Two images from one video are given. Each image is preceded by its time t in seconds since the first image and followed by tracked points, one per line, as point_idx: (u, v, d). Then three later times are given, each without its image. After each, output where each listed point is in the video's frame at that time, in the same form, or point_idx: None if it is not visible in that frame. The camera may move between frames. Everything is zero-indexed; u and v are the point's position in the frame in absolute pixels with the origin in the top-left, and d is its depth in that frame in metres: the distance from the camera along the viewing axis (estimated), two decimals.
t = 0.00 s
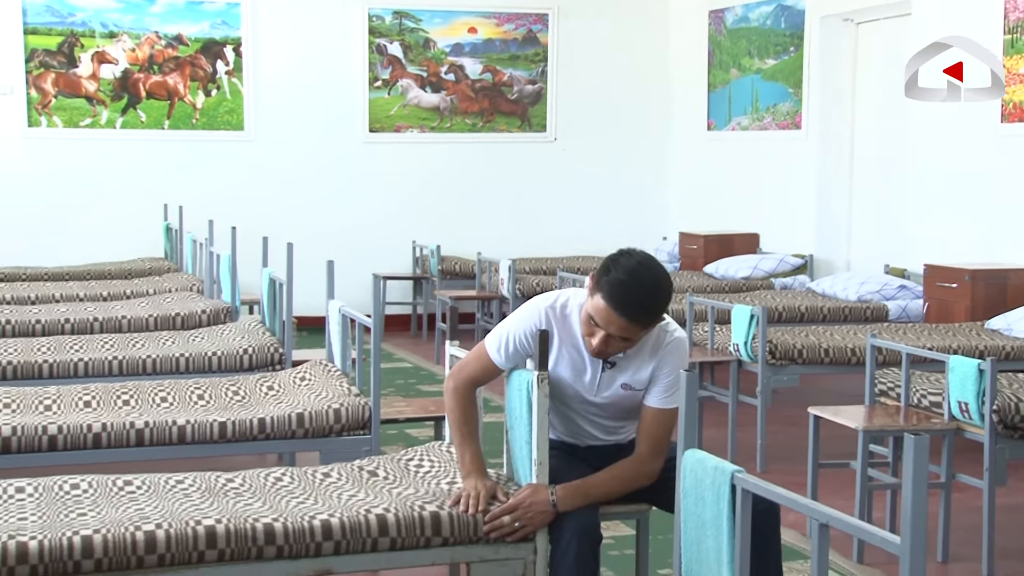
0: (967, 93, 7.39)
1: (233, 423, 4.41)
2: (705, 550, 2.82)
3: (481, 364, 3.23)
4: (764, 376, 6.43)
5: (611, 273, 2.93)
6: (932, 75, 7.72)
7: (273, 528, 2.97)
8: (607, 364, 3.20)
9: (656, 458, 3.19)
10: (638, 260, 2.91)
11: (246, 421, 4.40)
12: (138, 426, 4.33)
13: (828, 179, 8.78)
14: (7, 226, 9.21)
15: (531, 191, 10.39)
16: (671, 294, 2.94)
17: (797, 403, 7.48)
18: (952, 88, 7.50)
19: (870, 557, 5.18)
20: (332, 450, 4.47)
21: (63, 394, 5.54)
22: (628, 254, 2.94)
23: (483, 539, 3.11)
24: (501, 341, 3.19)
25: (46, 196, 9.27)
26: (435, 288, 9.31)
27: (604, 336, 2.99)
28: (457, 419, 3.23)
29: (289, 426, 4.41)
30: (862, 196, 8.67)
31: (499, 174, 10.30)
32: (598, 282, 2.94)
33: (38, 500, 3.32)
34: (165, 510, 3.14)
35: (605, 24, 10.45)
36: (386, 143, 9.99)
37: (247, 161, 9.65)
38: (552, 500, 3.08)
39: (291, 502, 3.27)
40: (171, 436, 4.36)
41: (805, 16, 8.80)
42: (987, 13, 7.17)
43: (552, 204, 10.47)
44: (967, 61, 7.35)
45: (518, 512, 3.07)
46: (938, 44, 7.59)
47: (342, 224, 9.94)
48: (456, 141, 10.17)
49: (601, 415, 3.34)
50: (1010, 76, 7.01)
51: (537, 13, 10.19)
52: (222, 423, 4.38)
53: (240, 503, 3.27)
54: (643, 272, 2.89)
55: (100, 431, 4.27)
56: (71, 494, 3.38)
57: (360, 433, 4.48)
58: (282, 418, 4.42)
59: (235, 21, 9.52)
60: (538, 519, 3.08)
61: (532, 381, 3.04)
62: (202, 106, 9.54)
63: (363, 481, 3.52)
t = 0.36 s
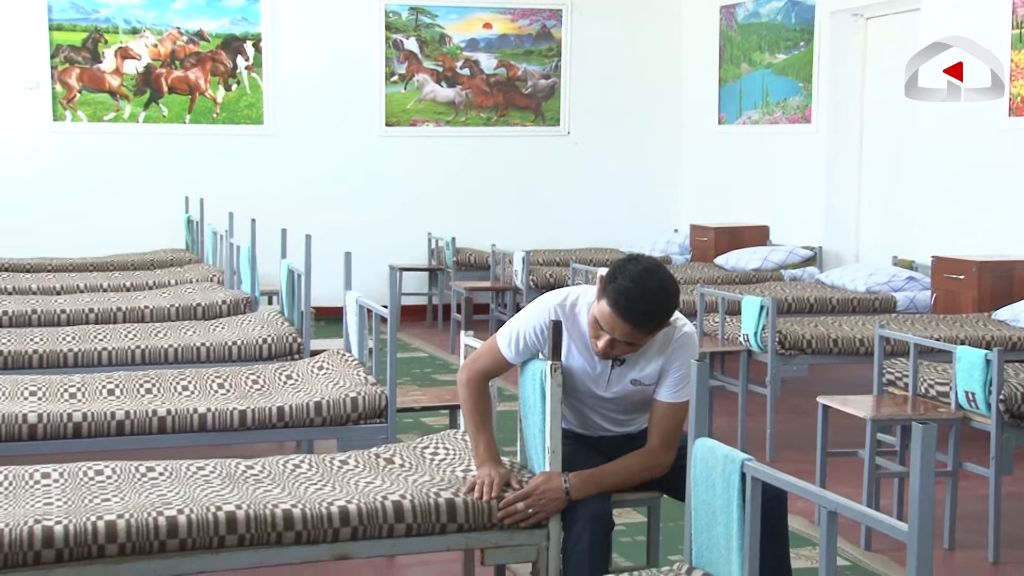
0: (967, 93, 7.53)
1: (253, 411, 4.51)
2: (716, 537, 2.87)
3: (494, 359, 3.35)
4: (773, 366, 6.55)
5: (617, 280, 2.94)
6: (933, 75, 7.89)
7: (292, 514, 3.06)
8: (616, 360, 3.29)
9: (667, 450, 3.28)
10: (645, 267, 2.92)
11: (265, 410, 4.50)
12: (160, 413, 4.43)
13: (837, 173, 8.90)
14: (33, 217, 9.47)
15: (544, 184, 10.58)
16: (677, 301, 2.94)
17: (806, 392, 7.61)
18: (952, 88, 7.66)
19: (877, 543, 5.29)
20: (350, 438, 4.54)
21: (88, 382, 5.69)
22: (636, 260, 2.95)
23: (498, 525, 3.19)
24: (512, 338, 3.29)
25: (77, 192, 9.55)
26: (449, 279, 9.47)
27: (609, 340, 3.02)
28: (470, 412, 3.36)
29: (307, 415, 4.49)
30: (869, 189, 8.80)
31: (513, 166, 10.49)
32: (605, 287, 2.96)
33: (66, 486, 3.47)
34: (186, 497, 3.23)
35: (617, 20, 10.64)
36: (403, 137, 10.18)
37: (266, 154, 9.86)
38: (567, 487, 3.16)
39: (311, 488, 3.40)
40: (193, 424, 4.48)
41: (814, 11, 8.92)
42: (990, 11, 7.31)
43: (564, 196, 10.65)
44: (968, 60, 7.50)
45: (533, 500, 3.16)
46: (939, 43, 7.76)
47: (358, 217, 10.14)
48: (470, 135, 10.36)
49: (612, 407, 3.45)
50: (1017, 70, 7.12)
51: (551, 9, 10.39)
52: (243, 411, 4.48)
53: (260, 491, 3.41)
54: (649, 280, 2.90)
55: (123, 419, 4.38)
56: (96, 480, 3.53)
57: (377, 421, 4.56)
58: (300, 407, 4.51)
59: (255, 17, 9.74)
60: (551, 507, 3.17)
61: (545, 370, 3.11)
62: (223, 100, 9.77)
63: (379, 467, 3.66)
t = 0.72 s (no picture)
0: (966, 93, 7.69)
1: (271, 401, 4.61)
2: (724, 527, 2.82)
3: (508, 352, 3.38)
4: (782, 359, 6.66)
5: (624, 270, 2.97)
6: (932, 75, 8.07)
7: (309, 503, 3.11)
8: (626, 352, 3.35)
9: (676, 440, 3.33)
10: (652, 258, 2.95)
11: (284, 400, 4.60)
12: (180, 404, 4.52)
13: (845, 168, 9.01)
14: (54, 212, 9.68)
15: (557, 179, 10.79)
16: (683, 293, 2.97)
17: (814, 384, 7.74)
18: (953, 88, 7.82)
19: (884, 533, 5.36)
20: (365, 429, 4.62)
21: (109, 372, 5.81)
22: (643, 252, 2.97)
23: (511, 514, 3.25)
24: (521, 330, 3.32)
25: (100, 190, 9.76)
26: (463, 273, 9.63)
27: (616, 330, 3.04)
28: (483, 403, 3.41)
29: (324, 406, 4.59)
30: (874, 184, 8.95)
31: (526, 162, 10.70)
32: (612, 277, 2.98)
33: (91, 474, 3.59)
34: (205, 485, 3.29)
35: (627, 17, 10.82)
36: (418, 133, 10.40)
37: (285, 150, 10.07)
38: (579, 477, 3.22)
39: (326, 477, 3.51)
40: (213, 414, 4.57)
41: (822, 9, 9.02)
42: (991, 11, 7.45)
43: (579, 192, 10.89)
44: (967, 61, 7.67)
45: (545, 490, 3.21)
46: (939, 43, 7.93)
47: (374, 213, 10.36)
48: (484, 131, 10.57)
49: (622, 398, 3.50)
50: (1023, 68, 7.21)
51: (563, 7, 10.57)
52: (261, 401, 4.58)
53: (277, 480, 3.52)
54: (656, 271, 2.93)
55: (145, 409, 4.47)
56: (118, 470, 3.64)
57: (391, 412, 4.62)
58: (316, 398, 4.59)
59: (273, 16, 9.93)
60: (562, 497, 3.23)
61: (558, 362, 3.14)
62: (241, 98, 9.97)
63: (394, 458, 3.78)
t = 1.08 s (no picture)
0: (968, 93, 7.83)
1: (287, 393, 4.68)
2: (732, 517, 2.84)
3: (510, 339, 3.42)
4: (788, 352, 6.77)
5: (635, 261, 3.08)
6: (931, 75, 8.29)
7: (323, 493, 3.14)
8: (635, 344, 3.40)
9: (683, 429, 3.37)
10: (662, 250, 3.06)
11: (299, 392, 4.66)
12: (198, 396, 4.59)
13: (850, 165, 9.12)
14: (74, 207, 9.85)
15: (567, 176, 10.96)
16: (691, 284, 3.09)
17: (820, 377, 7.88)
18: (952, 89, 8.00)
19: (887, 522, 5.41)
20: (379, 421, 4.74)
21: (129, 365, 5.87)
22: (654, 243, 3.09)
23: (522, 504, 3.28)
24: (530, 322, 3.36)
25: (118, 188, 9.94)
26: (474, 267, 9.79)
27: (626, 319, 3.14)
28: (472, 388, 3.42)
29: (339, 397, 4.67)
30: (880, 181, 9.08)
31: (537, 159, 10.86)
32: (622, 268, 3.09)
33: (109, 464, 3.67)
34: (223, 475, 3.33)
35: (637, 17, 10.96)
36: (430, 130, 10.56)
37: (300, 147, 10.25)
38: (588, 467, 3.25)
39: (340, 468, 3.59)
40: (230, 406, 4.63)
41: (829, 8, 9.12)
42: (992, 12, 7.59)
43: (589, 189, 11.04)
44: (968, 60, 7.83)
45: (553, 479, 3.24)
46: (940, 43, 8.09)
47: (388, 209, 10.54)
48: (495, 128, 10.74)
49: (631, 390, 3.55)
50: None
51: (573, 6, 10.73)
52: (278, 393, 4.64)
53: (293, 470, 3.59)
54: (666, 262, 3.04)
55: (163, 401, 4.54)
56: (138, 458, 3.74)
57: (404, 404, 4.73)
58: (331, 390, 4.67)
59: (288, 15, 10.09)
60: (573, 487, 3.26)
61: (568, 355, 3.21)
62: (258, 96, 10.14)
63: (407, 449, 3.87)
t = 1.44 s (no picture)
0: (967, 93, 7.94)
1: (295, 383, 4.60)
2: (734, 506, 2.81)
3: (510, 334, 3.31)
4: (789, 344, 6.87)
5: (635, 254, 3.08)
6: (931, 75, 8.42)
7: (333, 482, 3.09)
8: (636, 336, 3.37)
9: (686, 417, 3.35)
10: (662, 243, 3.06)
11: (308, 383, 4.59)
12: (209, 386, 4.54)
13: (852, 159, 9.23)
14: (86, 199, 9.98)
15: (572, 171, 11.14)
16: (692, 275, 3.09)
17: (821, 368, 8.05)
18: (953, 90, 8.10)
19: (888, 511, 5.23)
20: (387, 411, 4.63)
21: (142, 355, 5.81)
22: (653, 236, 3.08)
23: (528, 493, 3.25)
24: (532, 318, 3.30)
25: (131, 183, 10.08)
26: (481, 260, 9.96)
27: (628, 312, 3.15)
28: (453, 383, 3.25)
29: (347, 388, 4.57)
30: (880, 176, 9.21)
31: (542, 154, 11.04)
32: (623, 261, 3.09)
33: (124, 453, 3.50)
34: (234, 464, 3.29)
35: (641, 14, 11.15)
36: (437, 126, 10.73)
37: (309, 142, 10.40)
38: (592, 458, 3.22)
39: (351, 459, 3.41)
40: (240, 396, 4.57)
41: (830, 6, 9.26)
42: (991, 13, 7.71)
43: (594, 185, 11.23)
44: (968, 60, 7.93)
45: (556, 470, 3.22)
46: (941, 43, 8.21)
47: (396, 202, 10.71)
48: (501, 124, 10.91)
49: (634, 380, 3.53)
50: None
51: (578, 4, 10.90)
52: (286, 384, 4.57)
53: (301, 459, 3.47)
54: (666, 255, 3.04)
55: (176, 391, 4.51)
56: (151, 449, 3.57)
57: (412, 395, 4.63)
58: (340, 380, 4.59)
59: (298, 13, 10.24)
60: (578, 476, 3.22)
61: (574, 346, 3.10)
62: (268, 92, 10.29)
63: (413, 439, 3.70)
